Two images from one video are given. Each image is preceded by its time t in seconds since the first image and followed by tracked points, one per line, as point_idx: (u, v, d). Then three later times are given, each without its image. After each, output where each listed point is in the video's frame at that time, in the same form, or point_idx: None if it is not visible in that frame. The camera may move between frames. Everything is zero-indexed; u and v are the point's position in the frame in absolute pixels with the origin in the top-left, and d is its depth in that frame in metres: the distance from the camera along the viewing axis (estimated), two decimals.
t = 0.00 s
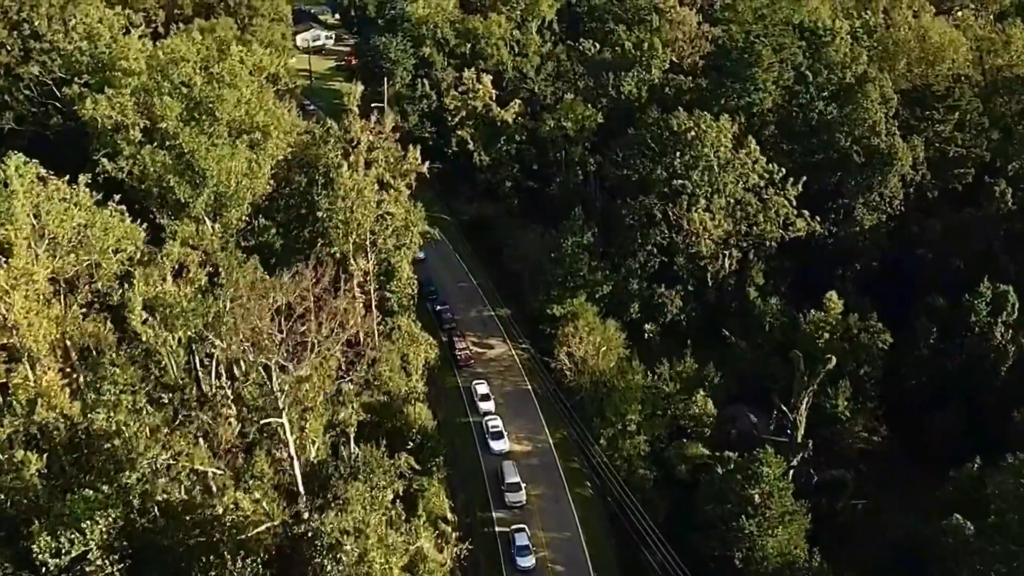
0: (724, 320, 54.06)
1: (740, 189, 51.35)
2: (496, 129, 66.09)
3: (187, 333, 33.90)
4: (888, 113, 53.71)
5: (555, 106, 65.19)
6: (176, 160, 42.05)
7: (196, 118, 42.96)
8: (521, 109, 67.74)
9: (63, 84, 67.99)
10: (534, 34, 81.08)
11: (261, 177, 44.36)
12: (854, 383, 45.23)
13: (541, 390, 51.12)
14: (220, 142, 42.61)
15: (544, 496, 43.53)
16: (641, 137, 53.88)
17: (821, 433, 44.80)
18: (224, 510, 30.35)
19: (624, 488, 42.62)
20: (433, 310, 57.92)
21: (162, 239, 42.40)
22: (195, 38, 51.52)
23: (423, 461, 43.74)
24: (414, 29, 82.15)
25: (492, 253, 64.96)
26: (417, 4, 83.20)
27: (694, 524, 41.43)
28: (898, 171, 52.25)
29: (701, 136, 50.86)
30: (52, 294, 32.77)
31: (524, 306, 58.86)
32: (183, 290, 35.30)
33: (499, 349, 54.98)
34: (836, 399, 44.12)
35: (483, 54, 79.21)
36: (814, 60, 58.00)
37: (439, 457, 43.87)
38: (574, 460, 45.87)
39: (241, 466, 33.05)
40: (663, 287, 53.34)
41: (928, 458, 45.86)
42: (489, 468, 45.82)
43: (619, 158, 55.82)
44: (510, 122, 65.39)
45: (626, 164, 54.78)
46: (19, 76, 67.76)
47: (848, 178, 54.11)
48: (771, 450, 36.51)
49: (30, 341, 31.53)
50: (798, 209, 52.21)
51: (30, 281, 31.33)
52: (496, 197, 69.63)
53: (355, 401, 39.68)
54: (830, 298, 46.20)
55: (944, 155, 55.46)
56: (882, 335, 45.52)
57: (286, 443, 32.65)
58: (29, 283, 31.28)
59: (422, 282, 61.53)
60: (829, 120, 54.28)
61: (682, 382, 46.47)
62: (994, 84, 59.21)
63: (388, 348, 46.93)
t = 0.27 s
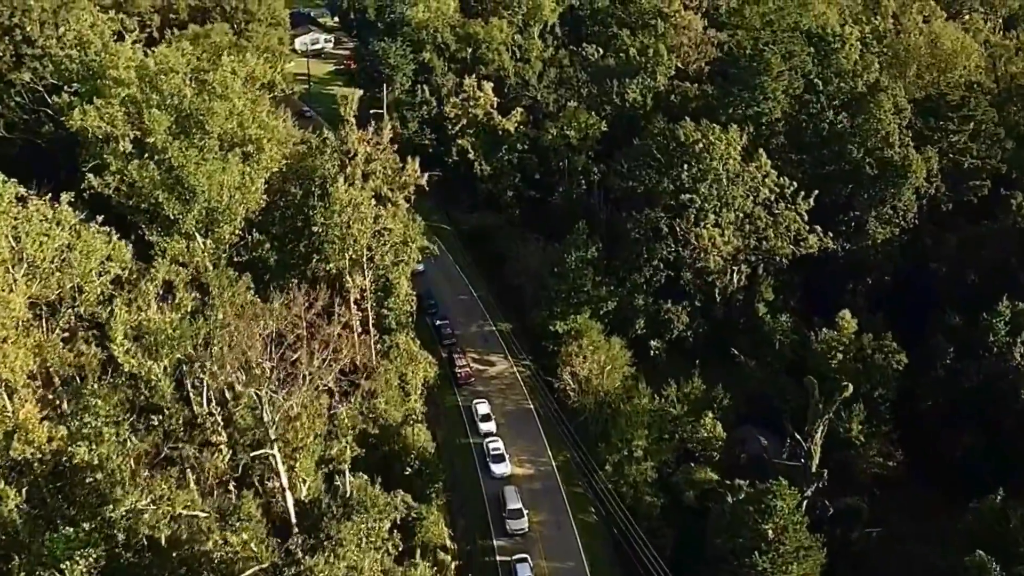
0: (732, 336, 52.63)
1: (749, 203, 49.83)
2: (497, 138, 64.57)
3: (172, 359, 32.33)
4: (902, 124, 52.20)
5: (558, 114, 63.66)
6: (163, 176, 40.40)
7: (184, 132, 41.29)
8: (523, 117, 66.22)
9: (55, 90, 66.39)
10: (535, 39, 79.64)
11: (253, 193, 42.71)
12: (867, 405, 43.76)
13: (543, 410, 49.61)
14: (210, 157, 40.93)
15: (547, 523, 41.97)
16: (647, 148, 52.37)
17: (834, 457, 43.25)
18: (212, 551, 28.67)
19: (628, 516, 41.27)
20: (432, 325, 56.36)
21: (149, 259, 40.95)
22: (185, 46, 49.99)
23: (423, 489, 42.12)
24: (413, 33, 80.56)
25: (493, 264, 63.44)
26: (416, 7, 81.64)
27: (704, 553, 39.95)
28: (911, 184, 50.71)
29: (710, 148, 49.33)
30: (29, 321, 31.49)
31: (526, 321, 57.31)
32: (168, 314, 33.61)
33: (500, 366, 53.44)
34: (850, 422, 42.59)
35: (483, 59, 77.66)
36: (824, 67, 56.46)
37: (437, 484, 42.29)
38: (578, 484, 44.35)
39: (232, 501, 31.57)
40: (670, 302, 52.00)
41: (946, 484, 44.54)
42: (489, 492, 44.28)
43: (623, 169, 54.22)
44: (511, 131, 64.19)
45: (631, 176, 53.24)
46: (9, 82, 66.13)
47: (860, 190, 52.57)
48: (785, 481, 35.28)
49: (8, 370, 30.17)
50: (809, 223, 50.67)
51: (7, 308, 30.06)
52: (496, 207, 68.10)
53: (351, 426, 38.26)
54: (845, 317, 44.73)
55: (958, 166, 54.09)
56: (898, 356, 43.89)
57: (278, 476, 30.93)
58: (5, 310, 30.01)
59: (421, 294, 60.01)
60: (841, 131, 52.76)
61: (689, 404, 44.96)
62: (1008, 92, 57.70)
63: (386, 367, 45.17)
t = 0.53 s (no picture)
0: (741, 352, 51.08)
1: (760, 218, 48.21)
2: (499, 147, 62.99)
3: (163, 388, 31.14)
4: (917, 135, 50.62)
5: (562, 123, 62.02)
6: (152, 193, 38.82)
7: (173, 146, 39.52)
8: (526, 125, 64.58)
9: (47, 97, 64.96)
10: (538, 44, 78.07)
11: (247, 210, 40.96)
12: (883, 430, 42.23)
13: (547, 430, 48.06)
14: (201, 174, 39.30)
15: (550, 553, 40.43)
16: (653, 160, 50.78)
17: (849, 484, 41.71)
18: None
19: (635, 548, 40.12)
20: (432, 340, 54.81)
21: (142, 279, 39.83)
22: (178, 55, 48.41)
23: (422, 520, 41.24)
24: (414, 38, 79.03)
25: (495, 276, 61.87)
26: (417, 12, 80.11)
27: None
28: (927, 198, 49.07)
29: (719, 161, 47.76)
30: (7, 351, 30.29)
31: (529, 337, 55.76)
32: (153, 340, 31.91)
33: (502, 384, 51.87)
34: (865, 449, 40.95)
35: (485, 65, 76.10)
36: (836, 76, 54.86)
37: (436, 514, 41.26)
38: (583, 510, 42.88)
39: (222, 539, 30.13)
40: (677, 319, 50.53)
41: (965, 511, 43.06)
42: (490, 518, 42.69)
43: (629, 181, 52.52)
44: (513, 140, 62.47)
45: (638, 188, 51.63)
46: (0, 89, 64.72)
47: (873, 204, 50.94)
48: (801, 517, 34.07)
49: None
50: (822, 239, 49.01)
51: None
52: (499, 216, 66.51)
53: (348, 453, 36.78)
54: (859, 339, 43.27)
55: (975, 178, 52.20)
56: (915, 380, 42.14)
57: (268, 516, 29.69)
58: None
59: (421, 307, 58.48)
60: (854, 142, 51.17)
61: (698, 427, 43.35)
62: None
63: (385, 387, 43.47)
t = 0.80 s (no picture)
0: (756, 372, 49.50)
1: (775, 234, 46.60)
2: (504, 157, 61.33)
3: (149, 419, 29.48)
4: (937, 147, 48.91)
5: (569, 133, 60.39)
6: (143, 209, 37.23)
7: (165, 160, 37.88)
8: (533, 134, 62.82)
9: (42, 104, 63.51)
10: (545, 49, 76.50)
11: (241, 222, 39.22)
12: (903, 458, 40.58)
13: (553, 452, 46.53)
14: (193, 189, 37.70)
15: None
16: (663, 172, 49.18)
17: (868, 512, 40.14)
18: None
19: None
20: (435, 357, 53.24)
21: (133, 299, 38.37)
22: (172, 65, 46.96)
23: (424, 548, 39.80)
24: (418, 43, 77.47)
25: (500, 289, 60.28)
26: (421, 16, 78.56)
27: None
28: (948, 214, 47.29)
29: (732, 174, 46.18)
30: None
31: (534, 353, 54.19)
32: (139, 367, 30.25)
33: (507, 403, 50.30)
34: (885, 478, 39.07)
35: (490, 70, 74.52)
36: (852, 85, 53.15)
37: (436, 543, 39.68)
38: (589, 538, 41.45)
39: None
40: (688, 336, 48.92)
41: (989, 540, 41.38)
42: (493, 546, 41.28)
43: (638, 194, 51.00)
44: (520, 150, 60.65)
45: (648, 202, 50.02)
46: None
47: (892, 220, 49.23)
48: (821, 557, 32.81)
49: None
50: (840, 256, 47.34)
51: None
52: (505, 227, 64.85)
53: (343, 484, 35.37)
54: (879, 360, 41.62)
55: (996, 192, 50.60)
56: (937, 404, 40.29)
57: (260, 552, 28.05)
58: None
59: (423, 321, 56.98)
60: (872, 154, 49.50)
61: (710, 452, 41.69)
62: None
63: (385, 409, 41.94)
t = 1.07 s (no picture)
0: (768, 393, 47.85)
1: (789, 250, 45.09)
2: (509, 168, 59.76)
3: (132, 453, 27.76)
4: (957, 160, 47.29)
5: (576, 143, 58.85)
6: (133, 228, 35.74)
7: (155, 177, 36.34)
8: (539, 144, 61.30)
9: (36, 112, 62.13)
10: (550, 54, 74.93)
11: (234, 240, 37.58)
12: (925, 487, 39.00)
13: (559, 476, 44.99)
14: (184, 206, 36.15)
15: None
16: (673, 185, 47.66)
17: (888, 545, 38.54)
18: None
19: None
20: (437, 375, 51.69)
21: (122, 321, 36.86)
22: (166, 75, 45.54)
23: None
24: (421, 48, 75.86)
25: (504, 304, 58.74)
26: (425, 20, 76.96)
27: None
28: (970, 230, 45.54)
29: (746, 190, 44.72)
30: None
31: (539, 370, 52.53)
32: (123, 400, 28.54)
33: (511, 423, 48.74)
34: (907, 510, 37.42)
35: (495, 76, 72.89)
36: (868, 94, 51.51)
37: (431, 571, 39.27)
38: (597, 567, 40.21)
39: None
40: (699, 356, 47.32)
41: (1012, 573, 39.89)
42: None
43: (648, 208, 49.47)
44: (526, 160, 59.00)
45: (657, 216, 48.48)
46: None
47: (911, 236, 47.49)
48: None
49: None
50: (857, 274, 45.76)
51: None
52: (510, 238, 63.19)
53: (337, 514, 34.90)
54: (898, 382, 39.87)
55: (1017, 207, 49.01)
56: (959, 430, 38.64)
57: None
58: None
59: (425, 337, 55.44)
60: (890, 168, 47.86)
61: (723, 480, 40.05)
62: None
63: (385, 433, 40.49)
